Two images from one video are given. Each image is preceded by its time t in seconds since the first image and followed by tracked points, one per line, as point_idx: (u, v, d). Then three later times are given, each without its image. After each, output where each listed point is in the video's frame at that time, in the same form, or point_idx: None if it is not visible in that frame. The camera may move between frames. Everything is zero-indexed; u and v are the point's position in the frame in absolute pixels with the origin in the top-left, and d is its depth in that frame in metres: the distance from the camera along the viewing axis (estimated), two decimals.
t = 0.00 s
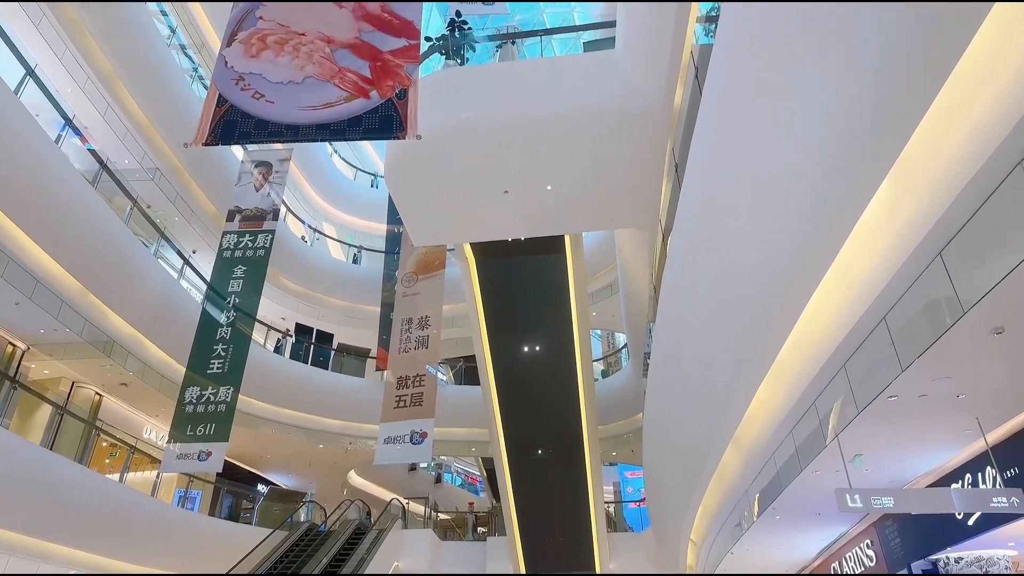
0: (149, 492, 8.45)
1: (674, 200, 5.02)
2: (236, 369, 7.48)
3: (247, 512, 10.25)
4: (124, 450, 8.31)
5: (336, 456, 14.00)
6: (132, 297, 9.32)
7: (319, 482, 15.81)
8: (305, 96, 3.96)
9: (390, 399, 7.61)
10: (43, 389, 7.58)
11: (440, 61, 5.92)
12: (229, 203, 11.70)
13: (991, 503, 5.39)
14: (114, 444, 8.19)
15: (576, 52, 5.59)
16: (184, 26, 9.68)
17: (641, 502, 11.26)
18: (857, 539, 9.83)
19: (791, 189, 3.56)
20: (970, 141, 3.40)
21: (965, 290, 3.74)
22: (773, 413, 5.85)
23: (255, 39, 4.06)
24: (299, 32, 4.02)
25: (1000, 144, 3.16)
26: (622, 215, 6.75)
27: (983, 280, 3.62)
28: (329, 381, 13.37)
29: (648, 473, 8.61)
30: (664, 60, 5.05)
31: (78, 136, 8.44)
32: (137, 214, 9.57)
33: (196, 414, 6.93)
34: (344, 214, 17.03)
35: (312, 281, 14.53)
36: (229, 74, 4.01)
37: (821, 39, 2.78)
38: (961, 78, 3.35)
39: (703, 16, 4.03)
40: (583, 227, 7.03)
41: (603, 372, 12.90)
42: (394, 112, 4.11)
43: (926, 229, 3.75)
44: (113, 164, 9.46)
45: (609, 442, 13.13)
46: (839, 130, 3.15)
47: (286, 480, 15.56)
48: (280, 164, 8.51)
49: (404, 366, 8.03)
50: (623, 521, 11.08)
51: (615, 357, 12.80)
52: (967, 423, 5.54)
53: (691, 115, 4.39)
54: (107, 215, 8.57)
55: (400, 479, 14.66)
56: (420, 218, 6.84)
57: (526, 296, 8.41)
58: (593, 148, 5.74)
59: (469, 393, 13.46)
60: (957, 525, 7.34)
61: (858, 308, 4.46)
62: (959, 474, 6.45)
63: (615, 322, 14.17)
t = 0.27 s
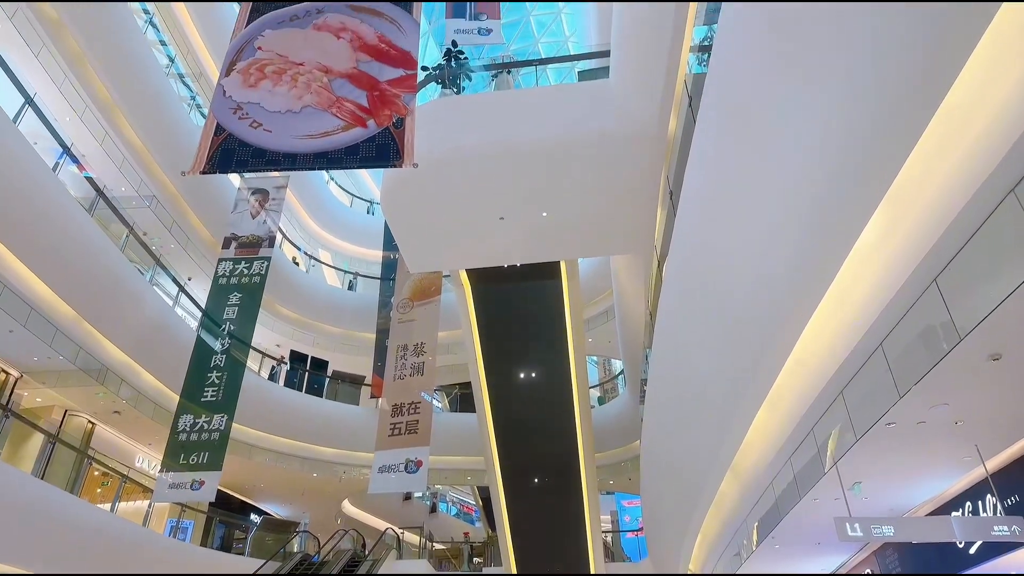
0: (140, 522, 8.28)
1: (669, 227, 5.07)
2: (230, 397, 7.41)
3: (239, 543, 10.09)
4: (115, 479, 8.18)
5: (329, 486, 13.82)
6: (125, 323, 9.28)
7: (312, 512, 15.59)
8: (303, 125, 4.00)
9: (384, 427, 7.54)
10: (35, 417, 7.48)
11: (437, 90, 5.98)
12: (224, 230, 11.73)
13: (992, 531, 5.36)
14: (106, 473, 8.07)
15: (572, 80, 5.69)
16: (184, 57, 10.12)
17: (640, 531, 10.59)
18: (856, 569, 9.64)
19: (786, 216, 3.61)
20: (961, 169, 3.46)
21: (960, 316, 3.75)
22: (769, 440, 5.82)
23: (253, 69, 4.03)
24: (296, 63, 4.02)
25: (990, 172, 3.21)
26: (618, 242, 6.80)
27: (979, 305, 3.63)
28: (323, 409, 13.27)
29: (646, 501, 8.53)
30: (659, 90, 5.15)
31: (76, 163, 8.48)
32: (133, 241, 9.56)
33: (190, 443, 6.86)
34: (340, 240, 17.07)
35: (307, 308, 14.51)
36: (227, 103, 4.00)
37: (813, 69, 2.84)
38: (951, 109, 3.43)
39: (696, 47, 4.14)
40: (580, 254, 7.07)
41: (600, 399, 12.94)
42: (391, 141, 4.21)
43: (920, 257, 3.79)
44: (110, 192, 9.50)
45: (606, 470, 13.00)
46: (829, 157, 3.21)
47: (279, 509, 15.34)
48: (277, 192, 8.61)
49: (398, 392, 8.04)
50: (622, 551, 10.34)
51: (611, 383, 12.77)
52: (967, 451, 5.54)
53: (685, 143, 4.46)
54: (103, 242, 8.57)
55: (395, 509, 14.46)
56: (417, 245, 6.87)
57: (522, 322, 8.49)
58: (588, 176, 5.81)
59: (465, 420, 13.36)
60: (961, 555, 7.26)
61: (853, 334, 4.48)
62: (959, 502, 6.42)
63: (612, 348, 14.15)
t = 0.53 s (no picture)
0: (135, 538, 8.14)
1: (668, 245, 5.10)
2: (228, 411, 7.38)
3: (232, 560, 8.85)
4: (110, 494, 8.09)
5: (326, 503, 13.71)
6: (123, 337, 9.26)
7: (308, 529, 15.42)
8: (303, 141, 4.01)
9: (381, 444, 7.48)
10: (30, 431, 7.44)
11: (437, 106, 6.07)
12: (224, 244, 11.75)
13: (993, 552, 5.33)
14: (101, 488, 7.98)
15: (571, 99, 5.79)
16: (187, 72, 10.39)
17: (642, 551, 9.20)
18: None
19: (785, 233, 3.64)
20: (962, 187, 3.46)
21: (960, 334, 3.68)
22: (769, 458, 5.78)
23: (256, 85, 4.07)
24: (299, 78, 4.09)
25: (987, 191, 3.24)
26: (618, 259, 6.82)
27: (979, 324, 3.57)
28: (321, 424, 13.19)
29: (646, 520, 8.45)
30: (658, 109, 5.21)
31: (76, 176, 8.51)
32: (132, 255, 9.56)
33: (186, 458, 6.82)
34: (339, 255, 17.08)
35: (306, 323, 14.50)
36: (230, 118, 4.01)
37: (811, 87, 2.89)
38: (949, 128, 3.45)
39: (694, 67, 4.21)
40: (580, 271, 7.09)
41: (598, 417, 12.64)
42: (392, 156, 4.21)
43: (922, 276, 3.79)
44: (110, 206, 9.51)
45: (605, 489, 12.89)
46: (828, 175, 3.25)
47: (275, 527, 15.19)
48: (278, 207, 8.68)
49: (396, 409, 7.99)
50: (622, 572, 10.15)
51: (611, 401, 12.71)
52: (967, 470, 5.52)
53: (684, 161, 4.51)
54: (102, 255, 8.59)
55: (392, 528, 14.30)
56: (417, 261, 6.89)
57: (522, 337, 8.53)
58: (588, 193, 5.85)
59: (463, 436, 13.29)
60: None
61: (854, 353, 4.45)
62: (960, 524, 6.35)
63: (611, 365, 14.12)
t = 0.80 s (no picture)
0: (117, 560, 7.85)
1: (661, 263, 5.10)
2: (217, 427, 7.27)
3: None
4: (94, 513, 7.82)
5: (315, 520, 13.55)
6: (111, 351, 9.16)
7: (296, 548, 15.20)
8: (297, 155, 3.98)
9: (372, 461, 7.38)
10: (14, 447, 7.32)
11: (432, 122, 6.04)
12: (216, 258, 11.70)
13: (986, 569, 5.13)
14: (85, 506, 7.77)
15: (565, 117, 5.83)
16: (182, 86, 10.35)
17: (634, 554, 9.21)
18: None
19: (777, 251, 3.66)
20: (951, 207, 3.48)
21: (950, 351, 3.79)
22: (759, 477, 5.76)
23: (251, 99, 4.12)
24: (295, 94, 4.08)
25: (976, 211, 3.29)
26: (611, 275, 6.83)
27: (967, 340, 3.72)
28: (310, 441, 13.06)
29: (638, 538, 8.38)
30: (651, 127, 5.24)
31: (66, 189, 8.45)
32: (122, 268, 9.49)
33: (173, 475, 6.73)
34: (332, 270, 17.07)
35: (297, 338, 14.41)
36: (224, 132, 4.04)
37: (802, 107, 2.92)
38: (932, 155, 3.48)
39: (686, 86, 4.24)
40: (573, 287, 7.09)
41: (591, 432, 12.85)
42: (386, 172, 4.14)
43: (912, 293, 3.77)
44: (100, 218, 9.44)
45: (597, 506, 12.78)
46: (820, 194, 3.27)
47: (262, 545, 14.96)
48: (270, 221, 8.71)
49: (387, 426, 7.92)
50: None
51: (603, 417, 12.67)
52: (957, 487, 5.53)
53: (677, 179, 4.53)
54: (91, 268, 8.52)
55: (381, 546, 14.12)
56: (409, 276, 6.87)
57: (513, 354, 8.51)
58: (581, 210, 5.86)
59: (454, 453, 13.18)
60: None
61: (844, 371, 4.42)
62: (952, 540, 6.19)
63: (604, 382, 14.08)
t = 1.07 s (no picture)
0: None
1: (655, 277, 5.12)
2: (210, 447, 7.21)
3: None
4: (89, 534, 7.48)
5: (308, 540, 13.42)
6: (103, 371, 9.10)
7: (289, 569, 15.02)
8: (289, 173, 4.00)
9: (366, 480, 7.37)
10: (6, 468, 7.32)
11: (425, 139, 6.07)
12: (209, 277, 11.66)
13: None
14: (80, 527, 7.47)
15: (557, 133, 5.87)
16: (175, 106, 10.34)
17: None
18: None
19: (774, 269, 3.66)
20: (942, 220, 3.56)
21: (946, 365, 3.72)
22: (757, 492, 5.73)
23: (244, 118, 4.17)
24: (288, 113, 4.14)
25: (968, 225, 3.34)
26: (606, 290, 6.85)
27: (964, 353, 3.64)
28: (303, 460, 12.95)
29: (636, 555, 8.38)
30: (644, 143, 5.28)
31: (60, 209, 8.46)
32: (115, 288, 9.46)
33: (166, 495, 6.66)
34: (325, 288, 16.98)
35: (291, 356, 14.35)
36: (217, 151, 4.06)
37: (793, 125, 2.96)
38: (926, 163, 3.54)
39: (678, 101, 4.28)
40: (568, 302, 7.10)
41: (586, 449, 12.18)
42: (380, 189, 4.22)
43: (908, 302, 3.86)
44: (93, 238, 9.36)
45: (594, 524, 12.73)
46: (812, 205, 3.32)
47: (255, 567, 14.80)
48: (264, 239, 8.73)
49: (380, 445, 7.83)
50: None
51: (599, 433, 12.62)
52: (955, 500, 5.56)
53: (670, 193, 4.55)
54: (84, 288, 8.48)
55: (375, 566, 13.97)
56: (404, 293, 6.87)
57: (508, 370, 8.54)
58: (575, 225, 5.90)
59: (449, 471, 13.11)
60: None
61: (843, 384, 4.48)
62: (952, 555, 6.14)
63: (598, 398, 14.06)
